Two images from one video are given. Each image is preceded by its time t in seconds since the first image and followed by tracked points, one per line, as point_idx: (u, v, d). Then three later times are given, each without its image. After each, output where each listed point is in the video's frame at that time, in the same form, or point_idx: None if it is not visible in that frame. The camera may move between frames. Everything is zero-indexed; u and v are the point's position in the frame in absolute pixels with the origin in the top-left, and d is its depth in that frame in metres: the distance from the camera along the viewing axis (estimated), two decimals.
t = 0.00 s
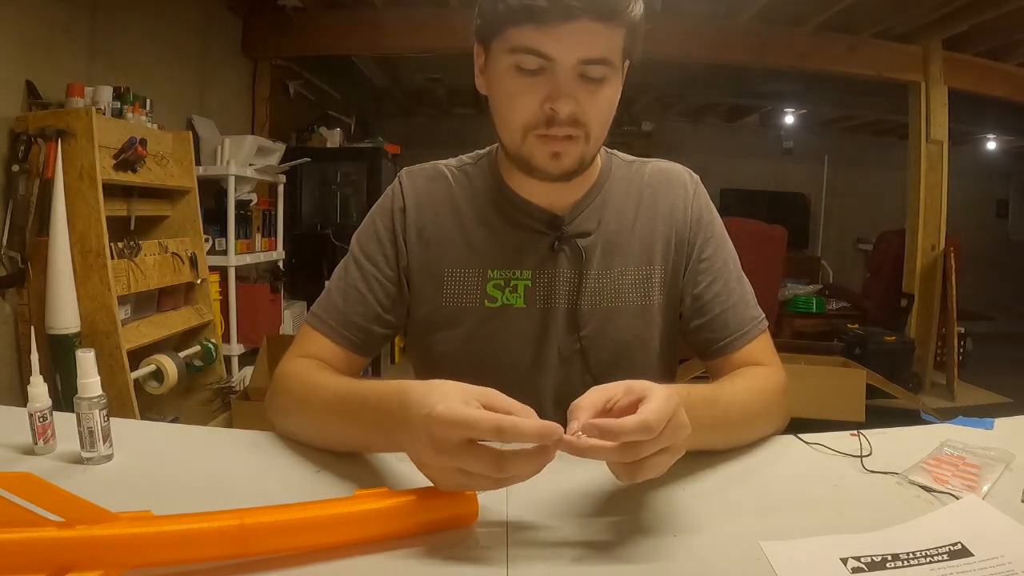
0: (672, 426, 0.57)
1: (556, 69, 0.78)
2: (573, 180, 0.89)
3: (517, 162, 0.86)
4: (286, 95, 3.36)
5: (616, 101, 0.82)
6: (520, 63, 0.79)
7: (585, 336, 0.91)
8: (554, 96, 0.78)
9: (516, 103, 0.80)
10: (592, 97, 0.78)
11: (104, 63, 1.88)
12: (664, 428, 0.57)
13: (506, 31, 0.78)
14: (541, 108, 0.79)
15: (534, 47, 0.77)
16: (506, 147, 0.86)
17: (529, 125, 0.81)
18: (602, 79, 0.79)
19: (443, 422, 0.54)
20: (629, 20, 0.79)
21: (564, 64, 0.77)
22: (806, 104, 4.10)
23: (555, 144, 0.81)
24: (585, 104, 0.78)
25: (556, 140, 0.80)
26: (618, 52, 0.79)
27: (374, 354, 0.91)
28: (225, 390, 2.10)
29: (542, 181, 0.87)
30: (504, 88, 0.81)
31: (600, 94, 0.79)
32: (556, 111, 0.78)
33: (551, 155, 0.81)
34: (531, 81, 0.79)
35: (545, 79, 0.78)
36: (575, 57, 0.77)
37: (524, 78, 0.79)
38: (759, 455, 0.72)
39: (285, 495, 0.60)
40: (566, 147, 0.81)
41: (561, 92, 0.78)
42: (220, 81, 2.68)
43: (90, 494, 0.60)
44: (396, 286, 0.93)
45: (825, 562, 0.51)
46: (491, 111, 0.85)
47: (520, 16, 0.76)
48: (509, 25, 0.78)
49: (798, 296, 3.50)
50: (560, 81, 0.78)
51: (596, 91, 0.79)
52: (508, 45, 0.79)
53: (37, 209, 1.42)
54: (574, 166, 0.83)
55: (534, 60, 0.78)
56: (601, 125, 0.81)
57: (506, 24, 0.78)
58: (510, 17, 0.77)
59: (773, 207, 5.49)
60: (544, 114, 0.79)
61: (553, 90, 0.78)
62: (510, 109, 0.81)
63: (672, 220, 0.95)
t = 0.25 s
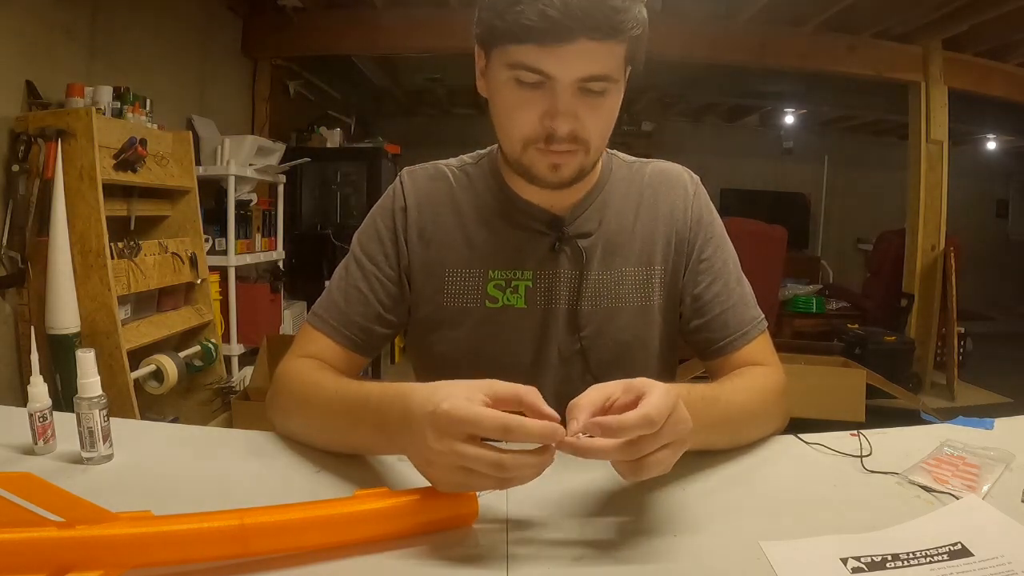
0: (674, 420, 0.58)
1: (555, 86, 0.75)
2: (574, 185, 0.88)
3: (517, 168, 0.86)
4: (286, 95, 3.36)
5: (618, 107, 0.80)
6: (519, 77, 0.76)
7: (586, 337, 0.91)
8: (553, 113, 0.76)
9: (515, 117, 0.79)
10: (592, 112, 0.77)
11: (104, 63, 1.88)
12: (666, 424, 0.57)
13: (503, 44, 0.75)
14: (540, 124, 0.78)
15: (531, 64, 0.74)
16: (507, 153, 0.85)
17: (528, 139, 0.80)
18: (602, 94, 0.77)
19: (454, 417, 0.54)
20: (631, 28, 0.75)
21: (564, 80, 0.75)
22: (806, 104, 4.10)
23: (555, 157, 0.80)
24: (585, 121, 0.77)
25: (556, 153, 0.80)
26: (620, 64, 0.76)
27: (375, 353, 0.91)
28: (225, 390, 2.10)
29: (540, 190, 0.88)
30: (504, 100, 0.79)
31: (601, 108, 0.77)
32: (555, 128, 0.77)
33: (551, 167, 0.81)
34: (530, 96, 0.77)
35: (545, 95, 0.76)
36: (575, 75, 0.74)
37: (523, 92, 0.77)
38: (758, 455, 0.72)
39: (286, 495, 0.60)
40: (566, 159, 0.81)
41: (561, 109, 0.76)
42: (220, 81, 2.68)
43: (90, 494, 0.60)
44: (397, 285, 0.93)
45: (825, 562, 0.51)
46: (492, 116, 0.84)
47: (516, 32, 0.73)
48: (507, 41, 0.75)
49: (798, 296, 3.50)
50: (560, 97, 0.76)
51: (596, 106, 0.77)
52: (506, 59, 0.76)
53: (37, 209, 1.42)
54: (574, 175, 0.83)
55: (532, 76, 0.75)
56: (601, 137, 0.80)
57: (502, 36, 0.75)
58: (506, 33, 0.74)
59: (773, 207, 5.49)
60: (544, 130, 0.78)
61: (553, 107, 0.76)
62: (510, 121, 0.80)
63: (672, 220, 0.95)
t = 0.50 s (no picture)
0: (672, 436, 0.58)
1: (554, 96, 0.75)
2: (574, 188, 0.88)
3: (517, 172, 0.86)
4: (286, 95, 3.36)
5: (619, 113, 0.79)
6: (518, 85, 0.76)
7: (585, 337, 0.91)
8: (553, 122, 0.76)
9: (515, 124, 0.79)
10: (592, 120, 0.77)
11: (104, 63, 1.88)
12: (663, 439, 0.57)
13: (502, 52, 0.74)
14: (540, 132, 0.78)
15: (531, 73, 0.74)
16: (507, 158, 0.85)
17: (528, 146, 0.80)
18: (603, 102, 0.76)
19: (457, 421, 0.56)
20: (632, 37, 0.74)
21: (564, 90, 0.74)
22: (806, 104, 4.10)
23: (556, 164, 0.80)
24: (585, 129, 0.77)
25: (556, 161, 0.80)
26: (622, 72, 0.75)
27: (375, 354, 0.91)
28: (225, 390, 2.10)
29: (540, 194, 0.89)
30: (504, 107, 0.78)
31: (601, 116, 0.77)
32: (555, 137, 0.77)
33: (551, 173, 0.82)
34: (530, 104, 0.76)
35: (545, 104, 0.76)
36: (575, 84, 0.74)
37: (523, 100, 0.76)
38: (758, 455, 0.72)
39: (285, 496, 0.60)
40: (565, 166, 0.81)
41: (560, 118, 0.76)
42: (220, 81, 2.68)
43: (90, 494, 0.60)
44: (397, 286, 0.93)
45: (825, 562, 0.51)
46: (492, 121, 0.83)
47: (515, 42, 0.72)
48: (506, 49, 0.74)
49: (798, 296, 3.50)
50: (559, 106, 0.75)
51: (596, 114, 0.77)
52: (505, 67, 0.75)
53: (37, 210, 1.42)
54: (574, 180, 0.83)
55: (532, 85, 0.75)
56: (601, 144, 0.80)
57: (501, 43, 0.74)
58: (505, 41, 0.73)
59: (773, 207, 5.49)
60: (543, 138, 0.78)
61: (553, 115, 0.76)
62: (510, 127, 0.79)
63: (671, 220, 0.95)
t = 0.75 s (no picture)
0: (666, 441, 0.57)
1: (552, 99, 0.75)
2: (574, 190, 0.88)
3: (517, 174, 0.86)
4: (286, 95, 3.36)
5: (618, 115, 0.79)
6: (516, 89, 0.75)
7: (586, 338, 0.91)
8: (551, 125, 0.76)
9: (514, 128, 0.79)
10: (591, 123, 0.76)
11: (104, 63, 1.88)
12: (657, 445, 0.57)
13: (500, 55, 0.74)
14: (539, 135, 0.78)
15: (529, 78, 0.73)
16: (506, 161, 0.85)
17: (527, 149, 0.80)
18: (602, 104, 0.76)
19: (460, 427, 0.56)
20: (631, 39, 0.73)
21: (562, 94, 0.74)
22: (806, 104, 4.10)
23: (555, 167, 0.81)
24: (584, 132, 0.77)
25: (554, 164, 0.80)
26: (621, 74, 0.75)
27: (376, 354, 0.91)
28: (225, 390, 2.10)
29: (539, 197, 0.89)
30: (503, 110, 0.78)
31: (600, 118, 0.77)
32: (553, 141, 0.77)
33: (551, 176, 0.82)
34: (529, 107, 0.76)
35: (543, 106, 0.76)
36: (574, 89, 0.73)
37: (521, 104, 0.76)
38: (758, 455, 0.72)
39: (285, 496, 0.60)
40: (564, 169, 0.81)
41: (559, 122, 0.76)
42: (220, 81, 2.68)
43: (90, 494, 0.60)
44: (397, 286, 0.93)
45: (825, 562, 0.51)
46: (491, 123, 0.83)
47: (512, 46, 0.72)
48: (504, 53, 0.73)
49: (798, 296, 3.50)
50: (558, 110, 0.75)
51: (595, 117, 0.76)
52: (503, 71, 0.75)
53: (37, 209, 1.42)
54: (573, 181, 0.84)
55: (530, 88, 0.75)
56: (601, 146, 0.80)
57: (499, 47, 0.74)
58: (503, 45, 0.73)
59: (773, 207, 5.49)
60: (542, 142, 0.78)
61: (552, 119, 0.76)
62: (509, 130, 0.80)
63: (672, 220, 0.95)
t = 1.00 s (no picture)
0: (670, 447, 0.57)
1: (550, 102, 0.75)
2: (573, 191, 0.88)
3: (517, 176, 0.86)
4: (286, 95, 3.36)
5: (618, 117, 0.79)
6: (514, 92, 0.75)
7: (586, 338, 0.91)
8: (549, 128, 0.76)
9: (512, 131, 0.79)
10: (589, 125, 0.76)
11: (104, 63, 1.88)
12: (660, 453, 0.56)
13: (497, 59, 0.74)
14: (537, 138, 0.78)
15: (525, 82, 0.73)
16: (506, 163, 0.85)
17: (525, 152, 0.80)
18: (601, 106, 0.76)
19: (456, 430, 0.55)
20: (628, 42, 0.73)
21: (559, 97, 0.74)
22: (806, 104, 4.10)
23: (554, 170, 0.81)
24: (582, 135, 0.77)
25: (553, 166, 0.80)
26: (620, 76, 0.74)
27: (375, 354, 0.91)
28: (225, 390, 2.10)
29: (538, 199, 0.89)
30: (501, 113, 0.78)
31: (598, 121, 0.77)
32: (551, 144, 0.77)
33: (550, 178, 0.82)
34: (527, 111, 0.76)
35: (541, 109, 0.76)
36: (571, 92, 0.73)
37: (519, 107, 0.76)
38: (758, 455, 0.72)
39: (285, 496, 0.60)
40: (563, 171, 0.81)
41: (557, 125, 0.76)
42: (220, 81, 2.68)
43: (90, 494, 0.60)
44: (397, 286, 0.93)
45: (825, 563, 0.51)
46: (490, 126, 0.83)
47: (508, 51, 0.72)
48: (501, 57, 0.73)
49: (798, 296, 3.49)
50: (555, 113, 0.75)
51: (593, 119, 0.76)
52: (500, 75, 0.75)
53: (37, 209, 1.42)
54: (573, 184, 0.84)
55: (527, 92, 0.74)
56: (600, 148, 0.80)
57: (496, 51, 0.73)
58: (500, 48, 0.73)
59: (773, 207, 5.49)
60: (540, 145, 0.78)
61: (549, 122, 0.76)
62: (507, 133, 0.80)
63: (672, 220, 0.95)
